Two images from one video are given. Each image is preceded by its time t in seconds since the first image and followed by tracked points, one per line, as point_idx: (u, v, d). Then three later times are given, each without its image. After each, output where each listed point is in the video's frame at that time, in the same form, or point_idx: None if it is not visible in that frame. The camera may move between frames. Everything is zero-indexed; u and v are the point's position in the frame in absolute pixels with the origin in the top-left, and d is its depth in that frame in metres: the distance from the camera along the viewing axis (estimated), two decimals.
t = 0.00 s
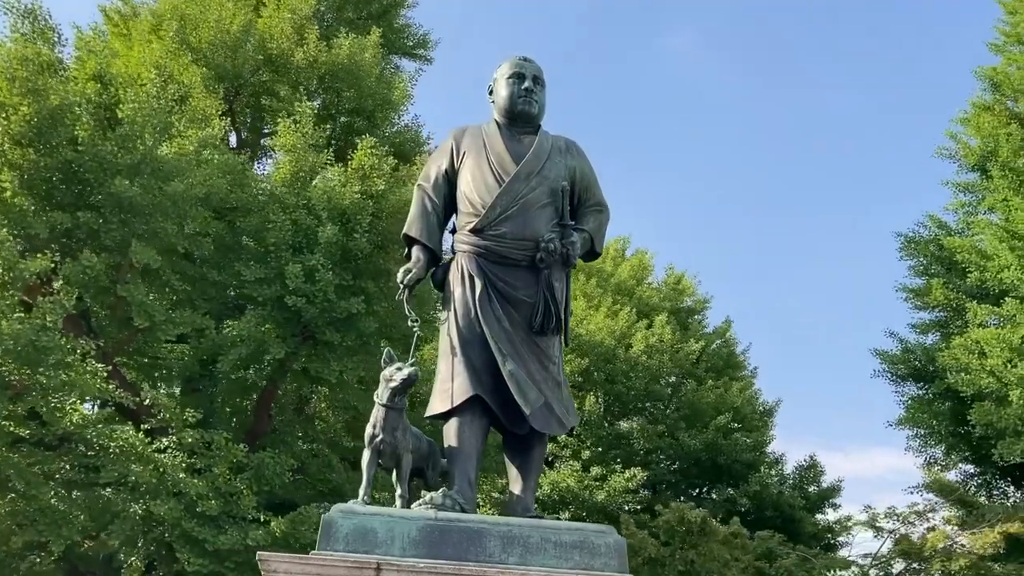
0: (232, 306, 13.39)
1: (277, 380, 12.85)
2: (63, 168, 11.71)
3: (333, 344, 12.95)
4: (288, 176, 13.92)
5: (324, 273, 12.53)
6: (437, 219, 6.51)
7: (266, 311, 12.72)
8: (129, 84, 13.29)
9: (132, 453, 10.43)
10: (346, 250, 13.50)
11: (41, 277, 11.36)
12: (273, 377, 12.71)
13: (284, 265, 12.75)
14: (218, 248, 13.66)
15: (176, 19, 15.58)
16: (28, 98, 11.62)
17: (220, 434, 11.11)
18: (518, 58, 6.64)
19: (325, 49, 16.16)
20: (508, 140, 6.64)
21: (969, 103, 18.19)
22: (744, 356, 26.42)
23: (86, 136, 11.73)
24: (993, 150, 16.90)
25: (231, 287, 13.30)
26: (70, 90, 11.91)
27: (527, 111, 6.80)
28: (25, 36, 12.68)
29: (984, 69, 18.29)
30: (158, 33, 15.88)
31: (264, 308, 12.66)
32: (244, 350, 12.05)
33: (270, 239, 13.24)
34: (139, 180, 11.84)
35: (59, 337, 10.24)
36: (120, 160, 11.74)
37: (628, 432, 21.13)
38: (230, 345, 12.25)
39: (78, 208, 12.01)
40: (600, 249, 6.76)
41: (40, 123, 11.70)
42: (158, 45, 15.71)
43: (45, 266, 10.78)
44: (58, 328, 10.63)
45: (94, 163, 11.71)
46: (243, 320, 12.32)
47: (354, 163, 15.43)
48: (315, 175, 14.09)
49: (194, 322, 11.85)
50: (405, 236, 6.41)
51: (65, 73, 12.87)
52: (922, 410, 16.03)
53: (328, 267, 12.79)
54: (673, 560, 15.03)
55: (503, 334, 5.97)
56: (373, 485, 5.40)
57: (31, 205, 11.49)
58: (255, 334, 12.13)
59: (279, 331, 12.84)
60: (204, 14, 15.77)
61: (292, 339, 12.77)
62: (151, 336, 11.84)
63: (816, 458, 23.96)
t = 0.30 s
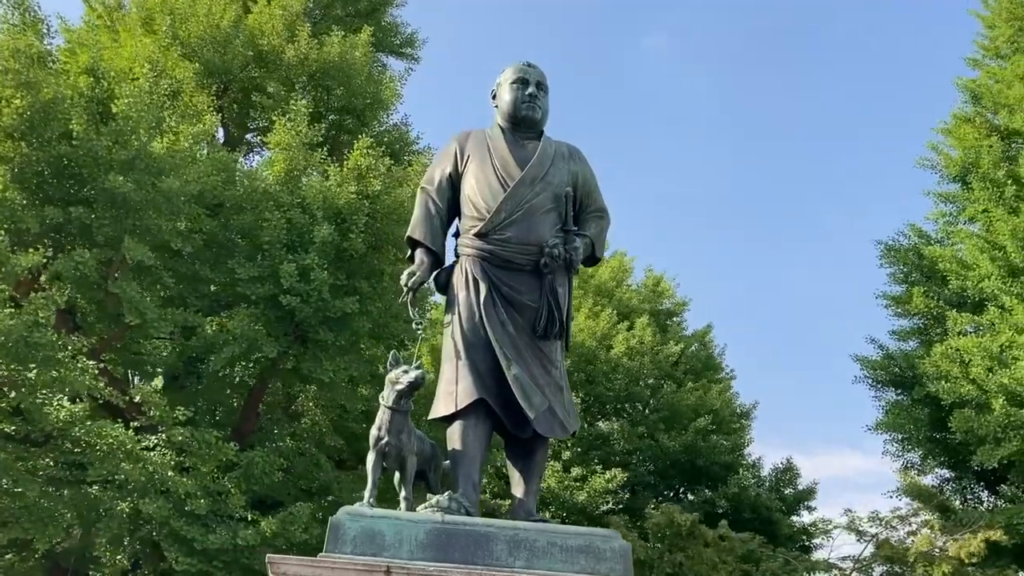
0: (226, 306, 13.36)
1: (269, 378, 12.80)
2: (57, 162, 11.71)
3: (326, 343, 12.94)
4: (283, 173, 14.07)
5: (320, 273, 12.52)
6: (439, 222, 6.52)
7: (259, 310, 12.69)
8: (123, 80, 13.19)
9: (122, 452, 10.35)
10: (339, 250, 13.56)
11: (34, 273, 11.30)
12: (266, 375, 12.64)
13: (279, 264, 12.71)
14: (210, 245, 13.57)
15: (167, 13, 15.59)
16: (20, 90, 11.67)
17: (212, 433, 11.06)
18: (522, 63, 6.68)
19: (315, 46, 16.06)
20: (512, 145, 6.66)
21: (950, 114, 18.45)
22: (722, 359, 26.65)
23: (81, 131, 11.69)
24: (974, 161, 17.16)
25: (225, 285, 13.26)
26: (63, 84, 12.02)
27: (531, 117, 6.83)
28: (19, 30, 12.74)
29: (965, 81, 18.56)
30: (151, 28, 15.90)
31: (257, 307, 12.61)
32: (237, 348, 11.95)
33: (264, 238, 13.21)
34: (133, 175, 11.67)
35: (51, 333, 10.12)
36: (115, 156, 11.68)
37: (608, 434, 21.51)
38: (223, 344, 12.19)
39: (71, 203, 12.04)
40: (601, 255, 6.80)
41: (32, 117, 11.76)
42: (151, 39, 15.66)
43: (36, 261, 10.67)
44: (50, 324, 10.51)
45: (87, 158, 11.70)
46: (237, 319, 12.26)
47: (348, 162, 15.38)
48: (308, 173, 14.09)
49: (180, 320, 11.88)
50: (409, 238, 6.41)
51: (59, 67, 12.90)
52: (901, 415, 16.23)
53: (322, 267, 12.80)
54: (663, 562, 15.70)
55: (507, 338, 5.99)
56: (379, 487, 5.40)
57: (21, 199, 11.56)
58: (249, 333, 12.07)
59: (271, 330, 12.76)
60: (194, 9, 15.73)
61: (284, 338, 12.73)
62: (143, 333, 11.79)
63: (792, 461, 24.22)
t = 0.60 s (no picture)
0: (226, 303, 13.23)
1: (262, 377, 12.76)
2: (51, 155, 11.78)
3: (319, 343, 12.98)
4: (277, 170, 13.89)
5: (315, 272, 12.54)
6: (442, 224, 6.55)
7: (253, 309, 12.66)
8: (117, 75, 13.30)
9: (112, 449, 10.31)
10: (335, 249, 13.66)
11: (28, 269, 11.27)
12: (258, 374, 12.60)
13: (275, 263, 12.73)
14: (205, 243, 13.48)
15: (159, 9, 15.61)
16: (15, 83, 11.81)
17: (203, 431, 11.03)
18: (525, 68, 6.73)
19: (307, 45, 16.14)
20: (514, 148, 6.71)
21: (931, 124, 18.73)
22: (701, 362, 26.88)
23: (77, 126, 11.70)
24: (955, 171, 17.44)
25: (219, 283, 13.20)
26: (56, 77, 12.21)
27: (532, 121, 6.88)
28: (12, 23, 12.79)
29: (945, 92, 18.86)
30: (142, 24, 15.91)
31: (252, 305, 12.61)
32: (231, 346, 11.91)
33: (257, 236, 13.20)
34: (129, 171, 11.73)
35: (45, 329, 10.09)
36: (109, 151, 11.68)
37: (589, 435, 21.57)
38: (216, 341, 12.16)
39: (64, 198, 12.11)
40: (600, 259, 6.86)
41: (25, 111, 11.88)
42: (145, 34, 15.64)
43: (29, 257, 10.60)
44: (43, 319, 10.46)
45: (82, 153, 11.72)
46: (230, 317, 12.23)
47: (343, 161, 15.45)
48: (302, 171, 14.12)
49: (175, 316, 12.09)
50: (411, 239, 6.44)
51: (54, 61, 12.94)
52: (880, 419, 16.46)
53: (316, 266, 12.82)
54: (652, 563, 16.01)
55: (509, 340, 6.03)
56: (383, 488, 5.42)
57: (15, 192, 11.63)
58: (243, 331, 12.05)
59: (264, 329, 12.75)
60: (185, 4, 15.75)
61: (278, 336, 12.72)
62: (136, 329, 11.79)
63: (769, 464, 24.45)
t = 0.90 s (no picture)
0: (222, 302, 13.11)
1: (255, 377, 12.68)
2: (46, 151, 11.76)
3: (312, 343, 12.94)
4: (272, 169, 13.85)
5: (311, 272, 12.51)
6: (446, 226, 6.58)
7: (247, 307, 12.56)
8: (113, 71, 13.23)
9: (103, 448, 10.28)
10: (331, 248, 13.72)
11: (22, 265, 11.19)
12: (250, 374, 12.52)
13: (270, 263, 12.67)
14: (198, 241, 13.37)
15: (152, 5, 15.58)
16: (10, 77, 11.83)
17: (195, 430, 10.98)
18: (529, 73, 6.78)
19: (300, 43, 16.17)
20: (519, 152, 6.74)
21: (912, 132, 19.01)
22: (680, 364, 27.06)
23: (73, 122, 11.65)
24: (937, 180, 17.72)
25: (212, 282, 13.10)
26: (50, 73, 12.19)
27: (536, 125, 6.92)
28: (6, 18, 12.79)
29: (925, 101, 19.15)
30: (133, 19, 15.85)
31: (247, 304, 12.59)
32: (225, 346, 11.85)
33: (251, 235, 13.16)
34: (125, 169, 11.78)
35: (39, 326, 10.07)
36: (105, 148, 11.67)
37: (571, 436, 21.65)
38: (210, 340, 12.08)
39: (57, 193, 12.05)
40: (601, 263, 6.91)
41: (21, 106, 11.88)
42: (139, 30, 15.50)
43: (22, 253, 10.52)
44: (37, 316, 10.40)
45: (79, 149, 11.68)
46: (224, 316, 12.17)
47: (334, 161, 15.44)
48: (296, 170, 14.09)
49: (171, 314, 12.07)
50: (416, 241, 6.45)
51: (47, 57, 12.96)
52: (861, 423, 16.67)
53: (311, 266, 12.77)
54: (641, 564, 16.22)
55: (515, 343, 6.07)
56: (390, 489, 5.44)
57: (10, 188, 11.64)
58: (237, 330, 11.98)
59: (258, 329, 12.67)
60: None
61: (272, 336, 12.66)
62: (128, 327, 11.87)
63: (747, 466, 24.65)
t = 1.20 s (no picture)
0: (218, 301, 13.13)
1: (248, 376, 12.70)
2: (43, 147, 11.72)
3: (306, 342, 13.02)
4: (269, 168, 13.81)
5: (306, 271, 12.54)
6: (449, 231, 6.62)
7: (242, 306, 12.56)
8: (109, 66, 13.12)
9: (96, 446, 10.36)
10: (327, 248, 13.75)
11: (16, 262, 11.15)
12: (242, 372, 12.53)
13: (266, 263, 12.66)
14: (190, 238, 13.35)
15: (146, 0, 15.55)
16: (6, 73, 11.80)
17: (188, 430, 10.99)
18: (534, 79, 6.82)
19: (291, 41, 16.23)
20: (522, 158, 6.79)
21: (895, 141, 19.28)
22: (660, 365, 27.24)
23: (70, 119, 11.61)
24: (920, 189, 18.01)
25: (205, 279, 13.16)
26: (48, 67, 12.12)
27: (539, 132, 6.98)
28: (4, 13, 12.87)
29: (907, 111, 19.44)
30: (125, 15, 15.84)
31: (241, 303, 12.57)
32: (219, 344, 11.85)
33: (245, 234, 13.19)
34: (122, 166, 11.86)
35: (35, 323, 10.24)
36: (102, 145, 11.69)
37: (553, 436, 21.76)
38: (205, 338, 12.08)
39: (51, 189, 12.15)
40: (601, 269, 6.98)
41: (18, 102, 11.83)
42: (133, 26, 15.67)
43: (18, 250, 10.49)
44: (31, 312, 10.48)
45: (75, 146, 11.69)
46: (218, 314, 12.18)
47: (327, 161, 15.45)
48: (291, 167, 14.15)
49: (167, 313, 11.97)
50: (420, 245, 6.48)
51: (45, 53, 13.00)
52: (841, 427, 16.91)
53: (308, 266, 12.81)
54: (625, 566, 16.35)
55: (518, 348, 6.11)
56: (395, 493, 5.48)
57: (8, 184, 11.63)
58: (233, 330, 11.97)
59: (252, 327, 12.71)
60: None
61: (265, 336, 12.65)
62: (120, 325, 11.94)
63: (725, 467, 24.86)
